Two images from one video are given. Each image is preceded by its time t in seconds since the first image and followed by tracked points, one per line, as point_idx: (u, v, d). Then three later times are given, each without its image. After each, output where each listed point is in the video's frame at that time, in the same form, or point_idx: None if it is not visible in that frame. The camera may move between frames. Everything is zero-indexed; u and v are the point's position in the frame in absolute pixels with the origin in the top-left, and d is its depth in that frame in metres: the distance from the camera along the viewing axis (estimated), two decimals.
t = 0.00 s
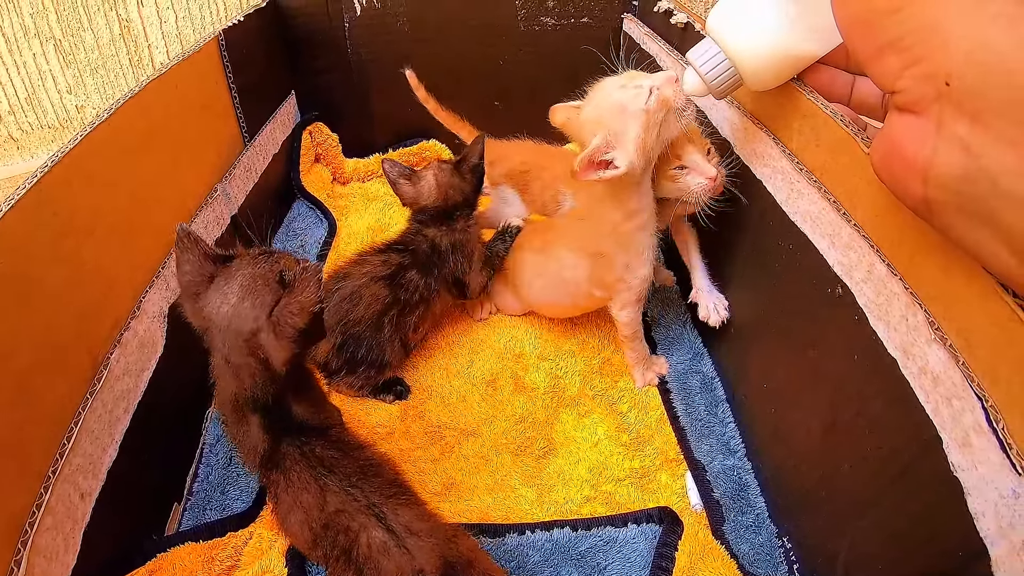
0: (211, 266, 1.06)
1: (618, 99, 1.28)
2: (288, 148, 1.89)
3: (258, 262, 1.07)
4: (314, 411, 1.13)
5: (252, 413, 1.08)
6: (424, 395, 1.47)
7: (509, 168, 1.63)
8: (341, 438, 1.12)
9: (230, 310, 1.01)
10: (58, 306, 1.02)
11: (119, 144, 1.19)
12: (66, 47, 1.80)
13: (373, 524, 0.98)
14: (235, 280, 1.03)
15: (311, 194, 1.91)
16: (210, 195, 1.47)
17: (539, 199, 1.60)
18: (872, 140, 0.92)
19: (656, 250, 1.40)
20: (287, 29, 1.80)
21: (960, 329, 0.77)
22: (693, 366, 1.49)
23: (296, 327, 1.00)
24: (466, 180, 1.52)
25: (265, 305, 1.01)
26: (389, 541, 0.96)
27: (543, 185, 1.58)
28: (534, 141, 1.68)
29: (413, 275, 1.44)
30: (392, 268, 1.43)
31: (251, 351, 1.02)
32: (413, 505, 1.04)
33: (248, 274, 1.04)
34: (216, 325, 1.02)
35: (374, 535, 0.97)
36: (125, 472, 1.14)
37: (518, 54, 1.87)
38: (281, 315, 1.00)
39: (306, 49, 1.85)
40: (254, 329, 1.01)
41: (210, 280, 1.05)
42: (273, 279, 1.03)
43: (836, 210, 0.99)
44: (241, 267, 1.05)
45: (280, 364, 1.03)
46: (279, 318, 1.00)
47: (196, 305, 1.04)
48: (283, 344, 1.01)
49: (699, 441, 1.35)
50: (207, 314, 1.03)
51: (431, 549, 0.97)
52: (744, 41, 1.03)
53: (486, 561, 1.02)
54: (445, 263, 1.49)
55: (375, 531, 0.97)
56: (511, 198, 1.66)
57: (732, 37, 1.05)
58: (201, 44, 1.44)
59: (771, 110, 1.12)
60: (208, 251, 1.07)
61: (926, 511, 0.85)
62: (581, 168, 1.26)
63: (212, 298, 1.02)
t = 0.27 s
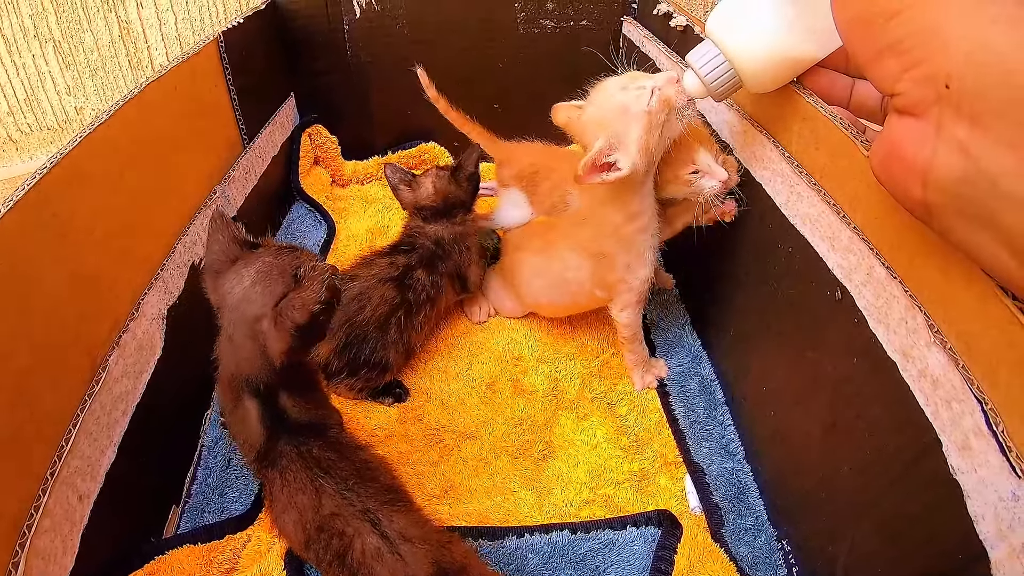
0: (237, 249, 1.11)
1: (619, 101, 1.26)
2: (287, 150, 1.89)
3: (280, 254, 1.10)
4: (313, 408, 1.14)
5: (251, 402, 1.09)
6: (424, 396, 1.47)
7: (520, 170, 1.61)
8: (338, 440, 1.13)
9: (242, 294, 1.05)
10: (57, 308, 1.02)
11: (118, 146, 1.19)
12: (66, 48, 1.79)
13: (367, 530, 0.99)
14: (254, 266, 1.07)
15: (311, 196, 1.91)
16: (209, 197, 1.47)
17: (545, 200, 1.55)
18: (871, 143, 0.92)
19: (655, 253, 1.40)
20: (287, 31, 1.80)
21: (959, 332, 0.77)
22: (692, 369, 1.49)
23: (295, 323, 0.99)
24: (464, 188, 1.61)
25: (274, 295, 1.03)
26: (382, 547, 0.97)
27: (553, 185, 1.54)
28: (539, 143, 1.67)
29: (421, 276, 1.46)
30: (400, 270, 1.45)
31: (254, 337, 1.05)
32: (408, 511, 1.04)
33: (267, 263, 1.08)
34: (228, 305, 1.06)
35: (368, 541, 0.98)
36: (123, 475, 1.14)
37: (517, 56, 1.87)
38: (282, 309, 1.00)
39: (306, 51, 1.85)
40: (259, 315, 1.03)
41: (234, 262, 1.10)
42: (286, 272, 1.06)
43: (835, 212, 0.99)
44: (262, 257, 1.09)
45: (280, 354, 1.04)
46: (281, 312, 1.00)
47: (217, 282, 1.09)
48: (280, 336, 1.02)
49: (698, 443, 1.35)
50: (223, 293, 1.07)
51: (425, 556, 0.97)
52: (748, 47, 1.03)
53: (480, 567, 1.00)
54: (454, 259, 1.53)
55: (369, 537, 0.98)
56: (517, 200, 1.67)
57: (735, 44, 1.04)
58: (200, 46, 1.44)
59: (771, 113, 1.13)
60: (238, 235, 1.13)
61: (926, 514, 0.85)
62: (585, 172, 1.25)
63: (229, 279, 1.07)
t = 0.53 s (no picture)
0: (260, 251, 1.15)
1: (620, 105, 1.26)
2: (287, 150, 1.89)
3: (296, 271, 1.13)
4: (304, 419, 1.16)
5: (237, 404, 1.10)
6: (421, 397, 1.47)
7: (523, 170, 1.61)
8: (325, 454, 1.14)
9: (248, 298, 1.08)
10: (56, 308, 1.01)
11: (117, 146, 1.18)
12: (65, 49, 1.79)
13: (353, 546, 1.00)
14: (266, 274, 1.10)
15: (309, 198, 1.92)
16: (208, 197, 1.47)
17: (545, 199, 1.55)
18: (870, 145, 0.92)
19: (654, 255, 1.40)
20: (286, 32, 1.81)
21: (959, 333, 0.77)
22: (691, 370, 1.49)
23: (282, 340, 1.04)
24: (446, 165, 1.74)
25: (274, 307, 1.05)
26: (368, 564, 0.98)
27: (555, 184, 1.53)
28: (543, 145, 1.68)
29: (407, 246, 1.57)
30: (387, 244, 1.56)
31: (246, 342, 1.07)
32: (395, 526, 1.06)
33: (277, 275, 1.10)
34: (234, 304, 1.09)
35: (354, 557, 0.99)
36: (122, 476, 1.14)
37: (516, 57, 1.88)
38: (275, 323, 1.03)
39: (306, 52, 1.85)
40: (252, 322, 1.05)
41: (253, 263, 1.13)
42: (295, 288, 1.08)
43: (834, 214, 0.99)
44: (277, 267, 1.12)
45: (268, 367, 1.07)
46: (274, 325, 1.04)
47: (232, 278, 1.12)
48: (266, 347, 1.05)
49: (697, 445, 1.35)
50: (234, 290, 1.11)
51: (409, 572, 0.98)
52: (753, 54, 1.03)
53: None
54: (437, 230, 1.66)
55: (355, 553, 0.99)
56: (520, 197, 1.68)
57: (739, 51, 1.04)
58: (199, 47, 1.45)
59: (770, 114, 1.13)
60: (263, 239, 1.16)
61: (925, 516, 0.85)
62: (583, 173, 1.23)
63: (243, 277, 1.11)
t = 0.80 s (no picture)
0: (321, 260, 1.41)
1: (618, 104, 1.25)
2: (285, 150, 1.90)
3: (341, 288, 1.35)
4: (306, 425, 1.18)
5: (248, 394, 1.18)
6: (419, 397, 1.47)
7: (512, 168, 1.62)
8: (325, 459, 1.16)
9: (290, 300, 1.29)
10: (55, 308, 1.01)
11: (116, 146, 1.18)
12: (64, 48, 1.79)
13: (344, 558, 1.02)
14: (312, 284, 1.32)
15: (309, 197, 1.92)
16: (207, 198, 1.48)
17: (544, 199, 1.54)
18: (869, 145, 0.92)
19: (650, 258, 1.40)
20: (285, 32, 1.81)
21: (958, 334, 0.77)
22: (690, 371, 1.49)
23: (302, 351, 1.22)
24: (452, 135, 1.77)
25: (308, 315, 1.26)
26: None
27: (545, 184, 1.54)
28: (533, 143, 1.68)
29: (423, 228, 1.62)
30: (408, 230, 1.59)
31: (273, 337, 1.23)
32: (386, 540, 1.07)
33: (320, 286, 1.33)
34: (277, 303, 1.30)
35: (343, 571, 1.01)
36: (121, 475, 1.14)
37: (515, 57, 1.88)
38: (301, 333, 1.22)
39: (305, 52, 1.85)
40: (285, 322, 1.24)
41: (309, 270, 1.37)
42: (329, 305, 1.29)
43: (833, 214, 0.99)
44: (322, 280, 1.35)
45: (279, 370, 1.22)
46: (299, 334, 1.22)
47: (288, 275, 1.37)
48: (284, 348, 1.22)
49: (696, 446, 1.35)
50: (285, 288, 1.33)
51: None
52: (757, 59, 1.03)
53: None
54: (445, 208, 1.70)
55: (346, 566, 1.01)
56: (510, 193, 1.65)
57: (742, 56, 1.04)
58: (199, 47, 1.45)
59: (769, 115, 1.13)
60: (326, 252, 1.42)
61: (925, 516, 0.85)
62: (581, 176, 1.24)
63: (294, 280, 1.34)
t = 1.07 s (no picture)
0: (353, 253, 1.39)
1: (615, 105, 1.25)
2: (284, 151, 1.90)
3: (369, 281, 1.35)
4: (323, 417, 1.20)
5: (270, 381, 1.21)
6: (419, 397, 1.47)
7: (496, 165, 1.64)
8: (334, 453, 1.18)
9: (320, 292, 1.29)
10: (54, 308, 1.01)
11: (115, 146, 1.18)
12: (64, 48, 1.79)
13: (344, 554, 1.02)
14: (342, 276, 1.32)
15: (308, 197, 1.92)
16: (206, 197, 1.48)
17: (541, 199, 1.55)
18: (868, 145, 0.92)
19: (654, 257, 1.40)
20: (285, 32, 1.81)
21: (957, 334, 0.77)
22: (689, 372, 1.49)
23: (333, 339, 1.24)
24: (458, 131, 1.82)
25: (340, 304, 1.26)
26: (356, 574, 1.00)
27: (529, 185, 1.58)
28: (518, 140, 1.69)
29: (424, 200, 1.69)
30: (411, 205, 1.68)
31: (304, 327, 1.25)
32: (387, 539, 1.07)
33: (351, 279, 1.32)
34: (309, 293, 1.30)
35: (343, 567, 1.01)
36: (121, 475, 1.13)
37: (515, 57, 1.88)
38: (333, 323, 1.24)
39: (305, 52, 1.85)
40: (316, 312, 1.26)
41: (339, 262, 1.36)
42: (360, 296, 1.29)
43: (833, 215, 0.99)
44: (352, 273, 1.34)
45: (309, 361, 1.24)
46: (331, 325, 1.24)
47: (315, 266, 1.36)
48: (314, 339, 1.24)
49: (696, 446, 1.35)
50: (313, 279, 1.33)
51: None
52: (759, 62, 1.03)
53: None
54: (445, 182, 1.75)
55: (346, 563, 1.01)
56: (499, 191, 1.66)
57: (744, 60, 1.04)
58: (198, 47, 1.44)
59: (769, 115, 1.13)
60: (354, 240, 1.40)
61: (924, 517, 0.85)
62: (581, 178, 1.26)
63: (324, 273, 1.33)
